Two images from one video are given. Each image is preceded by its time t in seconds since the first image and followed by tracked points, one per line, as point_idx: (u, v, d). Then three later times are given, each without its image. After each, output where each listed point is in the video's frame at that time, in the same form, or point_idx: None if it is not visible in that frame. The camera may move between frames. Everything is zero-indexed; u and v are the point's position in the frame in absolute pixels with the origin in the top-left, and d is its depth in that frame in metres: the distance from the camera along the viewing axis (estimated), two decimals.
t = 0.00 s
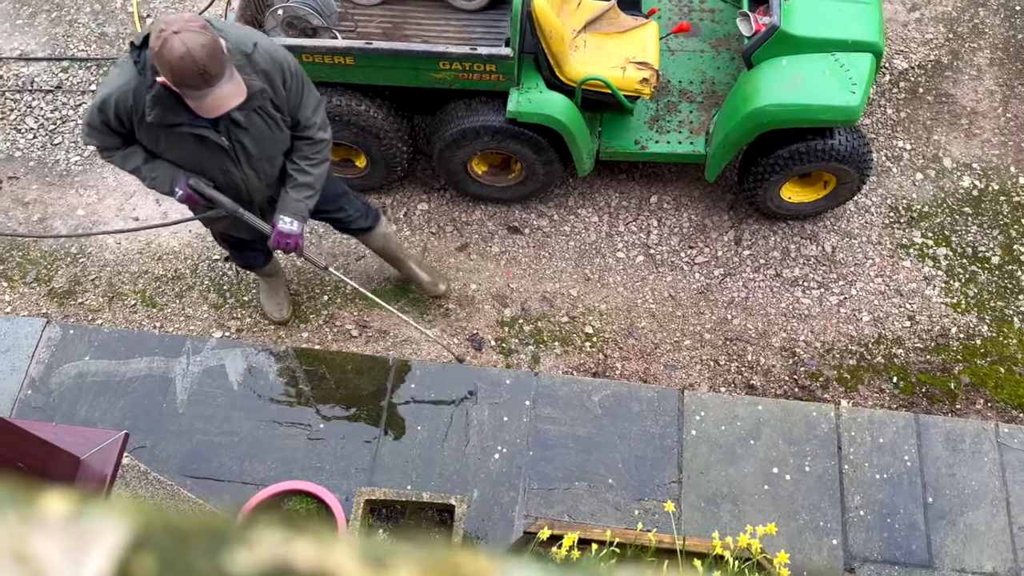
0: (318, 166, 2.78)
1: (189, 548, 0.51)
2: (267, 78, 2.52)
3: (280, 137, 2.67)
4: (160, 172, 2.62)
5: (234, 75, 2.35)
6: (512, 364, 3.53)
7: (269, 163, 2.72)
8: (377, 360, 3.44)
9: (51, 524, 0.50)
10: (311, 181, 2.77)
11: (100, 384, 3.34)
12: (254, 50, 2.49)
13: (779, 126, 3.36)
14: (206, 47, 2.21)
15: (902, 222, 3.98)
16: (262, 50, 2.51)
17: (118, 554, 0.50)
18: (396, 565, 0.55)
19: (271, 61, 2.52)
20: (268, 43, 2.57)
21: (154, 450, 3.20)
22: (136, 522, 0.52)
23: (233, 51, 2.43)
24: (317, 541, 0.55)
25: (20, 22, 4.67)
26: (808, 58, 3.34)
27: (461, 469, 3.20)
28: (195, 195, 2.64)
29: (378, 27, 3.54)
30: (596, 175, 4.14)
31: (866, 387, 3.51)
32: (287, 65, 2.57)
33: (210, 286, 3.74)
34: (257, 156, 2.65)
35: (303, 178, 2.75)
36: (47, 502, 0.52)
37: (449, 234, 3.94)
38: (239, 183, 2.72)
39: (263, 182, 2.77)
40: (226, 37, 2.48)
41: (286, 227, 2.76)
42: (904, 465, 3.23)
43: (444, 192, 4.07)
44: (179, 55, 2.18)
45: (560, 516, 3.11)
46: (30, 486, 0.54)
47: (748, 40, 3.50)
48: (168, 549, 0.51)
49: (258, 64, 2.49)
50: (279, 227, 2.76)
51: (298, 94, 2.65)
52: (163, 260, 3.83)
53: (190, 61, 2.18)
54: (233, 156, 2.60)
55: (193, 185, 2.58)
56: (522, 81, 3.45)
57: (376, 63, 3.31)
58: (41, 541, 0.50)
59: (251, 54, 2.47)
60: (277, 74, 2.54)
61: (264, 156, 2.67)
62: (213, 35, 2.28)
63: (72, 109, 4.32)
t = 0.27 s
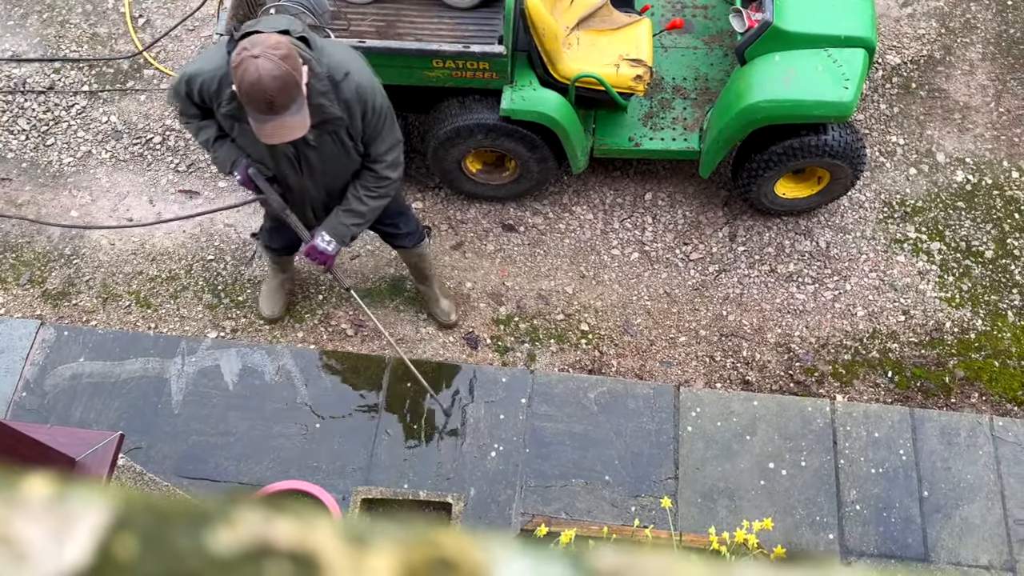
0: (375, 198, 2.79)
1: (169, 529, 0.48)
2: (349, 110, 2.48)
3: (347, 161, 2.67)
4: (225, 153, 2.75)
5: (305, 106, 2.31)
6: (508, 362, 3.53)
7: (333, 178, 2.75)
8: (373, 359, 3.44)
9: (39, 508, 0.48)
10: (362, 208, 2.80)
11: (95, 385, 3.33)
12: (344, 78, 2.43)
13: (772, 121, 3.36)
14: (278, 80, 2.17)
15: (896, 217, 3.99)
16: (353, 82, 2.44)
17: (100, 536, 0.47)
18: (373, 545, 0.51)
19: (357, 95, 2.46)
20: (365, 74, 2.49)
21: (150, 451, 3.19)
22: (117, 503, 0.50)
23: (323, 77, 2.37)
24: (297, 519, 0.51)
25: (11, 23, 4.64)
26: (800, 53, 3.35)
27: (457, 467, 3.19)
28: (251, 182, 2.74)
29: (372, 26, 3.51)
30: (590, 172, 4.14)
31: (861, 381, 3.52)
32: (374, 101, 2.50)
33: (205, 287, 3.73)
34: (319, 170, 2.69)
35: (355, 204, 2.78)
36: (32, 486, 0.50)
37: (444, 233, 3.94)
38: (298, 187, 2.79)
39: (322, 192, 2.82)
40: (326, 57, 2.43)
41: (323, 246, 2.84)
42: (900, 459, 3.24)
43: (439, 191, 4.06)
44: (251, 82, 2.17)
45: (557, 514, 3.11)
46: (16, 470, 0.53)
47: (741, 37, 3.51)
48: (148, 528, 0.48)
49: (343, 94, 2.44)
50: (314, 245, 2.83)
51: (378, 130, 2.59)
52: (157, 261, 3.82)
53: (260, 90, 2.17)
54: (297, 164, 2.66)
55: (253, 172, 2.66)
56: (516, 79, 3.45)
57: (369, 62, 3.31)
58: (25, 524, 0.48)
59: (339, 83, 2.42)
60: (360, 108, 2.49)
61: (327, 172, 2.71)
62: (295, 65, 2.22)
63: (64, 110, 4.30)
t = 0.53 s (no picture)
0: (398, 200, 3.11)
1: (151, 516, 0.54)
2: (394, 114, 2.81)
3: (383, 158, 3.01)
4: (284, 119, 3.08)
5: (348, 95, 2.59)
6: (504, 361, 3.53)
7: (368, 171, 3.10)
8: (369, 358, 3.44)
9: (16, 499, 0.54)
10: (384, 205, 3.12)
11: (91, 386, 3.33)
12: (398, 85, 2.76)
13: (766, 118, 3.36)
14: (323, 65, 2.48)
15: (890, 214, 4.00)
16: (404, 91, 2.77)
17: (81, 525, 0.53)
18: (351, 533, 0.57)
19: (404, 104, 2.78)
20: (419, 87, 2.82)
21: (146, 451, 3.18)
22: (99, 493, 0.55)
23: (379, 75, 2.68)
24: (277, 508, 0.58)
25: (4, 24, 4.63)
26: (794, 50, 3.35)
27: (454, 465, 3.19)
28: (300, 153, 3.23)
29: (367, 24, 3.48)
30: (585, 170, 4.14)
31: (856, 377, 3.53)
32: (420, 113, 2.83)
33: (200, 286, 3.73)
34: (356, 159, 3.03)
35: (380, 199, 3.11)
36: (12, 478, 0.55)
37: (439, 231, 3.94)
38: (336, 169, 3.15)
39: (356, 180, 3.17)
40: (389, 60, 2.76)
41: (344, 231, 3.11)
42: (895, 455, 3.25)
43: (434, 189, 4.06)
44: (300, 63, 2.50)
45: (553, 511, 3.11)
46: None
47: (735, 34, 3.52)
48: (126, 516, 0.54)
49: (392, 99, 2.76)
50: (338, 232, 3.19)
51: (417, 140, 2.92)
52: (152, 261, 3.82)
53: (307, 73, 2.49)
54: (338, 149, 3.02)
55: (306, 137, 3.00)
56: (511, 77, 3.45)
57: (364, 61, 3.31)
58: (10, 514, 0.54)
59: (392, 87, 2.74)
60: (404, 115, 2.82)
61: (364, 163, 3.05)
62: (345, 57, 2.52)
63: (58, 111, 4.29)
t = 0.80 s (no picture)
0: (414, 206, 2.88)
1: (141, 504, 0.55)
2: (419, 115, 2.60)
3: (405, 159, 2.80)
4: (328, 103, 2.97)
5: (370, 91, 2.38)
6: (503, 359, 3.53)
7: (392, 172, 2.91)
8: (368, 357, 3.43)
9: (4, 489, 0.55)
10: (399, 209, 2.90)
11: (90, 385, 3.32)
12: (427, 87, 2.55)
13: (765, 116, 3.36)
14: (345, 58, 2.27)
15: (889, 211, 4.00)
16: (432, 95, 2.56)
17: (69, 514, 0.54)
18: (343, 521, 0.58)
19: (430, 107, 2.57)
20: (450, 92, 2.60)
21: (145, 450, 3.18)
22: (87, 481, 0.56)
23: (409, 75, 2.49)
24: (268, 496, 0.58)
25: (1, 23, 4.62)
26: (793, 48, 3.35)
27: (453, 464, 3.19)
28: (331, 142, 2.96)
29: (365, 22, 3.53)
30: (584, 168, 4.14)
31: (855, 374, 3.53)
32: (445, 118, 2.61)
33: (198, 286, 3.72)
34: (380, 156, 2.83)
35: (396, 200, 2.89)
36: (1, 469, 0.56)
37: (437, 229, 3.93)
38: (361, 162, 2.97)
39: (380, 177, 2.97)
40: (422, 61, 2.55)
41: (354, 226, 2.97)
42: (894, 452, 3.25)
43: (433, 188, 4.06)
44: (322, 51, 2.29)
45: (553, 509, 3.11)
46: None
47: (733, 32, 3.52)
48: (115, 506, 0.54)
49: (418, 101, 2.56)
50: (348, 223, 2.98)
51: (441, 146, 2.70)
52: (150, 260, 3.81)
53: (324, 65, 2.30)
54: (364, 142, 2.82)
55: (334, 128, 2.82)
56: (509, 75, 3.45)
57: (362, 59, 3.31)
58: None
59: (420, 89, 2.54)
60: (429, 118, 2.61)
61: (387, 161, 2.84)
62: (370, 52, 2.30)
63: (56, 110, 4.29)
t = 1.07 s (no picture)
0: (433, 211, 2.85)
1: (140, 510, 0.60)
2: (447, 127, 2.55)
3: (432, 164, 2.77)
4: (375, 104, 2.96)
5: (398, 99, 2.36)
6: (504, 358, 3.53)
7: (424, 177, 2.89)
8: (369, 356, 3.43)
9: (8, 490, 0.60)
10: (419, 210, 2.89)
11: (92, 384, 3.33)
12: (459, 103, 2.50)
13: (766, 115, 3.36)
14: (375, 64, 2.25)
15: (890, 210, 4.00)
16: (462, 111, 2.50)
17: (69, 517, 0.59)
18: (342, 525, 0.62)
19: (458, 123, 2.52)
20: (484, 110, 2.54)
21: (146, 450, 3.18)
22: (87, 485, 0.61)
23: (443, 88, 2.45)
24: (268, 500, 0.63)
25: (3, 23, 4.63)
26: (794, 47, 3.35)
27: (455, 463, 3.19)
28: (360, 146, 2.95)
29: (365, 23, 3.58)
30: (585, 168, 4.14)
31: (857, 373, 3.53)
32: (472, 135, 2.56)
33: (200, 285, 3.73)
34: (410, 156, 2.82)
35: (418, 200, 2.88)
36: (2, 470, 0.61)
37: (439, 229, 3.93)
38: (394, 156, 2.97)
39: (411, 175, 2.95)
40: (460, 75, 2.50)
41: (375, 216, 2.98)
42: (896, 451, 3.25)
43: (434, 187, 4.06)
44: (354, 55, 2.28)
45: (554, 508, 3.11)
46: None
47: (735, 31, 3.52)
48: (115, 509, 0.60)
49: (447, 114, 2.51)
50: (368, 210, 2.99)
51: (466, 159, 2.64)
52: (152, 259, 3.81)
53: (357, 68, 2.28)
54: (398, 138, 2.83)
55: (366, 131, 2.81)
56: (510, 74, 3.45)
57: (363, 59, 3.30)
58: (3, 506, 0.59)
59: (451, 103, 2.49)
60: (457, 132, 2.55)
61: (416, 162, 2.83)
62: (402, 62, 2.28)
63: (58, 110, 4.29)
